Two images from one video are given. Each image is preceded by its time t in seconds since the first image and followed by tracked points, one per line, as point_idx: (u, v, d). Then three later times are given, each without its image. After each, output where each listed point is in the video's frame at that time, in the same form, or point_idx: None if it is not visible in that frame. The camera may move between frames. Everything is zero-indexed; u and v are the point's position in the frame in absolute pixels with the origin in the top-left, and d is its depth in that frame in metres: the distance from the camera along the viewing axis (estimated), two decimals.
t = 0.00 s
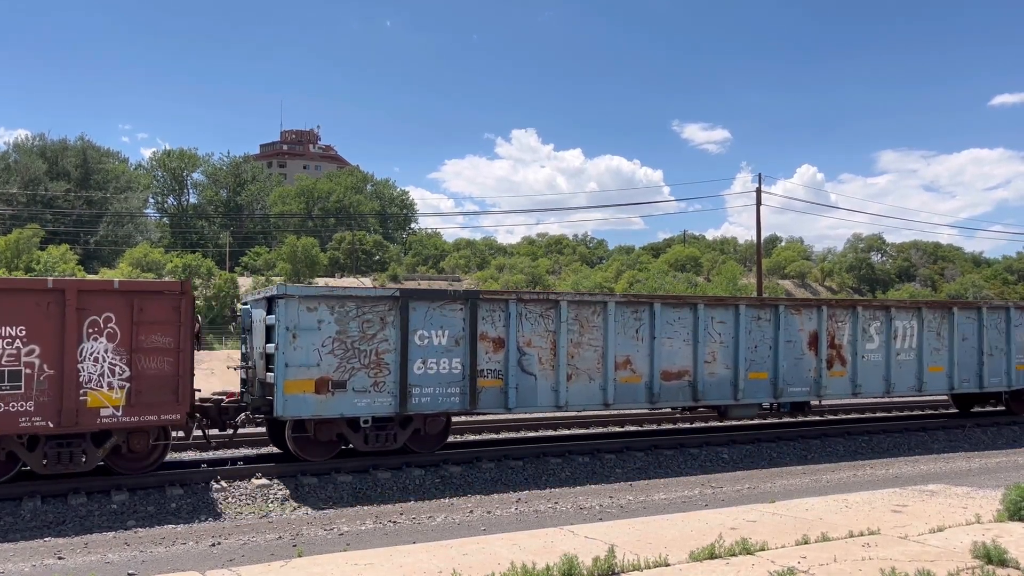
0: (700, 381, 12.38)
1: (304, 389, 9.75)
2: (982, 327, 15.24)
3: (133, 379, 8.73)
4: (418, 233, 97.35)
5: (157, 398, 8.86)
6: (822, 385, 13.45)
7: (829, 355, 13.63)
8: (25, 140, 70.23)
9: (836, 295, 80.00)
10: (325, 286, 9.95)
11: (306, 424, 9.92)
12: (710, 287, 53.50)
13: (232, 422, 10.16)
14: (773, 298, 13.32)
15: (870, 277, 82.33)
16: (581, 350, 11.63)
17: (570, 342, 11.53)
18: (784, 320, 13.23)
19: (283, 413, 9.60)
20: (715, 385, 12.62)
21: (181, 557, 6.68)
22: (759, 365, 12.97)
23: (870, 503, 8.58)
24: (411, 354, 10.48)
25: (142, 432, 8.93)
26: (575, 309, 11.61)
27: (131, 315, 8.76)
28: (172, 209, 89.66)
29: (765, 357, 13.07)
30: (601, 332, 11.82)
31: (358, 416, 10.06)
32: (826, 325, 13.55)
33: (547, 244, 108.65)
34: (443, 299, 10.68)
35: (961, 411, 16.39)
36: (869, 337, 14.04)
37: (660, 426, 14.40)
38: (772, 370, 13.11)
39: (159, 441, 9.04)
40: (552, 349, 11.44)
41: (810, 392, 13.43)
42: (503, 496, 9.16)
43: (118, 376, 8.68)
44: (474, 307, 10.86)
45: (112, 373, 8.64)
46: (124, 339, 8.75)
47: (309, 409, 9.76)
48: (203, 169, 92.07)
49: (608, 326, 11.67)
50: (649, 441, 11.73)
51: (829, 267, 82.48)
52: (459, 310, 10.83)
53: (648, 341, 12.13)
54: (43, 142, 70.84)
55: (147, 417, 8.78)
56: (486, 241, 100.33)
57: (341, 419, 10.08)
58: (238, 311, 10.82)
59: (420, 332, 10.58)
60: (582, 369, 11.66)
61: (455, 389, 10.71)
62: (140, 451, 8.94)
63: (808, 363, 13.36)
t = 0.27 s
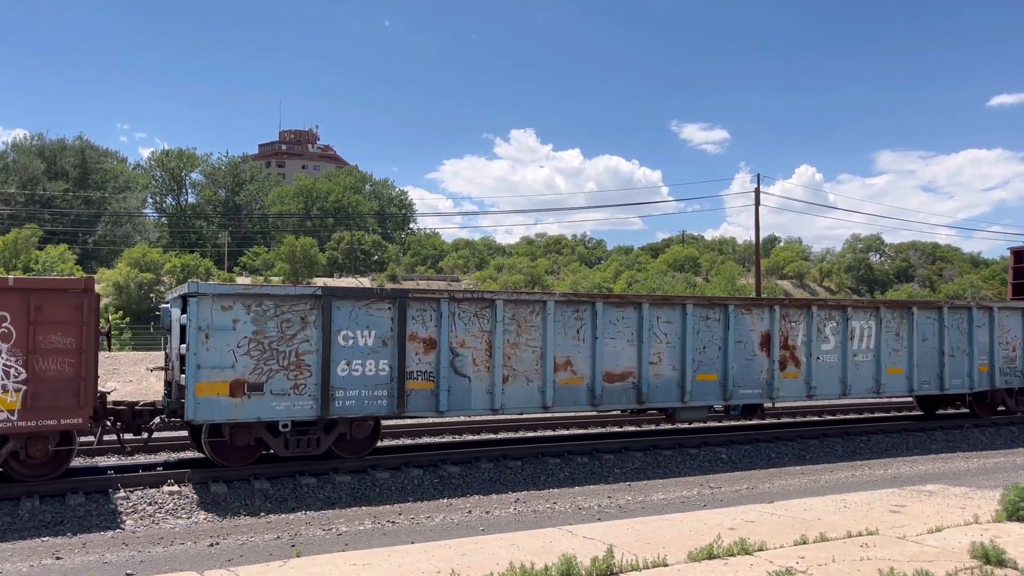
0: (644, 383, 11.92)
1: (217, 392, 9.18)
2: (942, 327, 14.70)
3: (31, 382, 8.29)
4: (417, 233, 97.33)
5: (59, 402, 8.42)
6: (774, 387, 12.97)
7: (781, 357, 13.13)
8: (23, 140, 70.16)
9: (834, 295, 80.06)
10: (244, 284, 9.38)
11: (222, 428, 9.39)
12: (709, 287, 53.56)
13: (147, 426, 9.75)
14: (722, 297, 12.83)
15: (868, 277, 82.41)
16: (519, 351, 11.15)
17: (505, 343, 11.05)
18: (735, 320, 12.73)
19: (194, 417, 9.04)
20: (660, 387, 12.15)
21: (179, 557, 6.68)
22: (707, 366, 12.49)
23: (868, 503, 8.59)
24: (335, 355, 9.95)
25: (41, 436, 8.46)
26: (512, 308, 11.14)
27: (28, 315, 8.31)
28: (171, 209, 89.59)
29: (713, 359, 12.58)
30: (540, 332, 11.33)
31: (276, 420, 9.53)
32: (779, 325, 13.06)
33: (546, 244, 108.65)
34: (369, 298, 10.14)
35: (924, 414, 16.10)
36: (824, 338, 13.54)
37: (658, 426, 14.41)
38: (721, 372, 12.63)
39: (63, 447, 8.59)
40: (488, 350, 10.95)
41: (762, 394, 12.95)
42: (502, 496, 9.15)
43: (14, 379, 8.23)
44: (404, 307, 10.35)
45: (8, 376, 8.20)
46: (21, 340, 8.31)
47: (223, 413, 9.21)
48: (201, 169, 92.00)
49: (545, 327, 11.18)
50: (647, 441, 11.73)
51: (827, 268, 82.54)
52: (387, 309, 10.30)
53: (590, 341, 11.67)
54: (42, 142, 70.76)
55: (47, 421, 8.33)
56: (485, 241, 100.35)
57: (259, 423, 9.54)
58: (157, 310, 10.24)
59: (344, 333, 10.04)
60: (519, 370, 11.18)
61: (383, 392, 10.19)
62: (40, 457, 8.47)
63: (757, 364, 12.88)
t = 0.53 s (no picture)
0: (585, 385, 11.32)
1: (123, 394, 8.61)
2: (903, 328, 13.90)
3: None
4: (416, 233, 97.31)
5: None
6: (724, 389, 12.35)
7: (731, 358, 12.50)
8: (21, 140, 70.05)
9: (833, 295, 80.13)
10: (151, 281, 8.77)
11: (130, 432, 8.82)
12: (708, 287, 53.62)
13: (53, 431, 8.96)
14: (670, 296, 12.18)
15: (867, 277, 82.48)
16: (451, 352, 10.53)
17: (436, 343, 10.42)
18: (682, 319, 12.09)
19: (98, 421, 8.48)
20: (603, 389, 11.55)
21: (177, 557, 6.67)
22: (653, 367, 11.86)
23: (867, 503, 8.60)
24: (250, 356, 9.30)
25: None
26: (444, 308, 10.49)
27: None
28: (169, 209, 89.50)
29: (659, 360, 11.96)
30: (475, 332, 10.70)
31: (187, 424, 8.93)
32: (729, 325, 12.41)
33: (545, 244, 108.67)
34: (287, 297, 9.47)
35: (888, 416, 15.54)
36: (777, 339, 12.91)
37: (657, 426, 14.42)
38: (668, 373, 11.99)
39: None
40: (418, 351, 10.36)
41: (711, 396, 12.34)
42: (500, 496, 9.15)
43: None
44: (326, 306, 9.69)
45: None
46: None
47: (129, 417, 8.63)
48: (199, 169, 91.91)
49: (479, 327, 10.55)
50: (646, 441, 11.74)
51: (826, 268, 82.60)
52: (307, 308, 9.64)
53: (528, 342, 11.02)
54: (40, 142, 70.64)
55: None
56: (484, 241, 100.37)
57: (170, 427, 8.96)
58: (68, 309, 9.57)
59: (261, 333, 9.38)
60: (451, 372, 10.55)
61: (304, 394, 9.58)
62: None
63: (707, 366, 12.25)
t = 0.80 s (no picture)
0: (521, 387, 10.82)
1: (15, 398, 8.10)
2: (858, 328, 13.52)
3: None
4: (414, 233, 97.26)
5: None
6: (670, 391, 11.90)
7: (677, 359, 12.05)
8: (19, 139, 69.98)
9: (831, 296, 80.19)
10: (49, 278, 8.30)
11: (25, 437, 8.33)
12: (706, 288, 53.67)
13: None
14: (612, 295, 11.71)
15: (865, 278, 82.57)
16: (377, 353, 10.04)
17: (360, 344, 9.93)
18: (625, 319, 11.63)
19: None
20: (540, 391, 11.06)
21: (174, 557, 6.66)
22: (593, 368, 11.40)
23: (864, 503, 8.61)
24: (158, 357, 8.82)
25: None
26: (370, 307, 10.00)
27: None
28: (167, 209, 89.37)
29: (601, 361, 11.49)
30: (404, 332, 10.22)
31: (90, 428, 8.44)
32: (675, 325, 11.95)
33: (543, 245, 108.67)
34: (198, 295, 8.97)
35: (850, 419, 15.23)
36: (726, 339, 12.49)
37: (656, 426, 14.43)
38: (610, 375, 11.54)
39: None
40: (341, 353, 9.85)
41: (655, 399, 11.88)
42: (498, 496, 9.15)
43: None
44: (240, 306, 9.19)
45: None
46: None
47: (23, 421, 8.13)
48: (198, 168, 91.81)
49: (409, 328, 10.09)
50: (644, 441, 11.74)
51: (824, 269, 82.69)
52: (221, 308, 9.13)
53: (461, 343, 10.54)
54: (37, 141, 70.52)
55: None
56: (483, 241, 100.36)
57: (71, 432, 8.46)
58: None
59: (170, 333, 8.88)
60: (378, 373, 10.06)
61: (216, 398, 9.08)
62: None
63: (650, 368, 11.80)
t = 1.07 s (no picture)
0: (454, 389, 10.32)
1: None
2: (813, 328, 13.31)
3: None
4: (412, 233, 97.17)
5: None
6: (613, 393, 11.46)
7: (620, 360, 11.62)
8: (17, 139, 69.88)
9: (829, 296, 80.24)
10: None
11: None
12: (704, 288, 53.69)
13: None
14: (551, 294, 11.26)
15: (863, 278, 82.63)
16: (297, 354, 9.49)
17: (279, 344, 9.38)
18: (564, 319, 11.17)
19: None
20: (474, 394, 10.57)
21: (172, 557, 6.65)
22: (531, 369, 10.92)
23: (862, 504, 8.62)
24: (55, 358, 8.21)
25: None
26: (288, 305, 9.47)
27: None
28: (165, 208, 89.25)
29: (539, 362, 11.01)
30: (326, 332, 9.68)
31: None
32: (618, 325, 11.54)
33: (541, 244, 108.65)
34: (100, 292, 8.38)
35: (810, 423, 14.92)
36: (672, 340, 12.09)
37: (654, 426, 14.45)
38: (550, 376, 11.08)
39: None
40: (257, 353, 9.27)
41: (598, 401, 11.43)
42: (495, 496, 9.15)
43: None
44: (146, 304, 8.62)
45: None
46: None
47: None
48: (196, 168, 91.68)
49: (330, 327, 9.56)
50: (641, 441, 11.75)
51: (822, 270, 82.73)
52: (126, 305, 8.54)
53: (388, 343, 10.03)
54: (35, 141, 70.37)
55: None
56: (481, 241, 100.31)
57: None
58: None
59: (68, 332, 8.28)
60: (299, 375, 9.51)
61: (120, 400, 8.50)
62: None
63: (591, 369, 11.34)
